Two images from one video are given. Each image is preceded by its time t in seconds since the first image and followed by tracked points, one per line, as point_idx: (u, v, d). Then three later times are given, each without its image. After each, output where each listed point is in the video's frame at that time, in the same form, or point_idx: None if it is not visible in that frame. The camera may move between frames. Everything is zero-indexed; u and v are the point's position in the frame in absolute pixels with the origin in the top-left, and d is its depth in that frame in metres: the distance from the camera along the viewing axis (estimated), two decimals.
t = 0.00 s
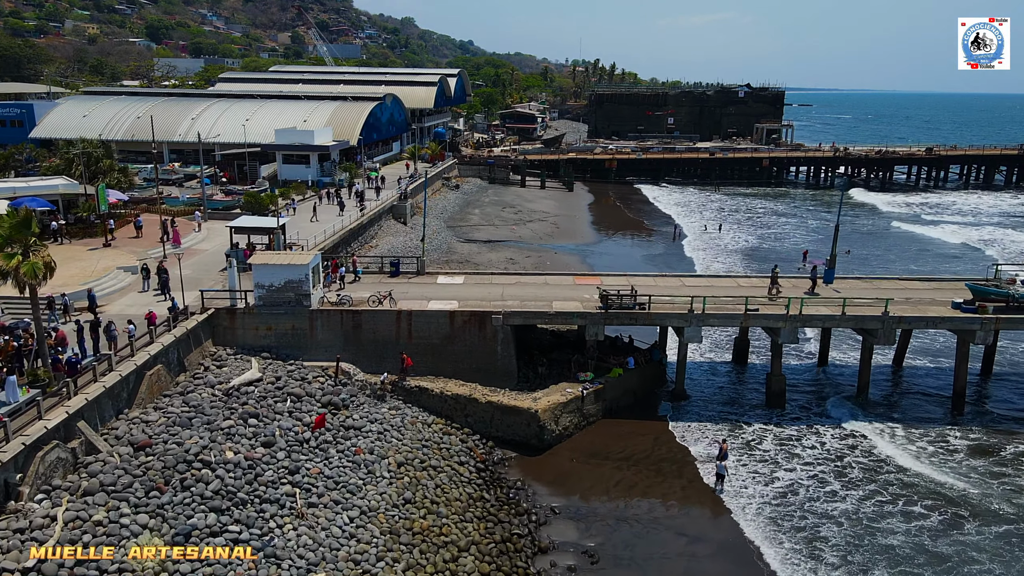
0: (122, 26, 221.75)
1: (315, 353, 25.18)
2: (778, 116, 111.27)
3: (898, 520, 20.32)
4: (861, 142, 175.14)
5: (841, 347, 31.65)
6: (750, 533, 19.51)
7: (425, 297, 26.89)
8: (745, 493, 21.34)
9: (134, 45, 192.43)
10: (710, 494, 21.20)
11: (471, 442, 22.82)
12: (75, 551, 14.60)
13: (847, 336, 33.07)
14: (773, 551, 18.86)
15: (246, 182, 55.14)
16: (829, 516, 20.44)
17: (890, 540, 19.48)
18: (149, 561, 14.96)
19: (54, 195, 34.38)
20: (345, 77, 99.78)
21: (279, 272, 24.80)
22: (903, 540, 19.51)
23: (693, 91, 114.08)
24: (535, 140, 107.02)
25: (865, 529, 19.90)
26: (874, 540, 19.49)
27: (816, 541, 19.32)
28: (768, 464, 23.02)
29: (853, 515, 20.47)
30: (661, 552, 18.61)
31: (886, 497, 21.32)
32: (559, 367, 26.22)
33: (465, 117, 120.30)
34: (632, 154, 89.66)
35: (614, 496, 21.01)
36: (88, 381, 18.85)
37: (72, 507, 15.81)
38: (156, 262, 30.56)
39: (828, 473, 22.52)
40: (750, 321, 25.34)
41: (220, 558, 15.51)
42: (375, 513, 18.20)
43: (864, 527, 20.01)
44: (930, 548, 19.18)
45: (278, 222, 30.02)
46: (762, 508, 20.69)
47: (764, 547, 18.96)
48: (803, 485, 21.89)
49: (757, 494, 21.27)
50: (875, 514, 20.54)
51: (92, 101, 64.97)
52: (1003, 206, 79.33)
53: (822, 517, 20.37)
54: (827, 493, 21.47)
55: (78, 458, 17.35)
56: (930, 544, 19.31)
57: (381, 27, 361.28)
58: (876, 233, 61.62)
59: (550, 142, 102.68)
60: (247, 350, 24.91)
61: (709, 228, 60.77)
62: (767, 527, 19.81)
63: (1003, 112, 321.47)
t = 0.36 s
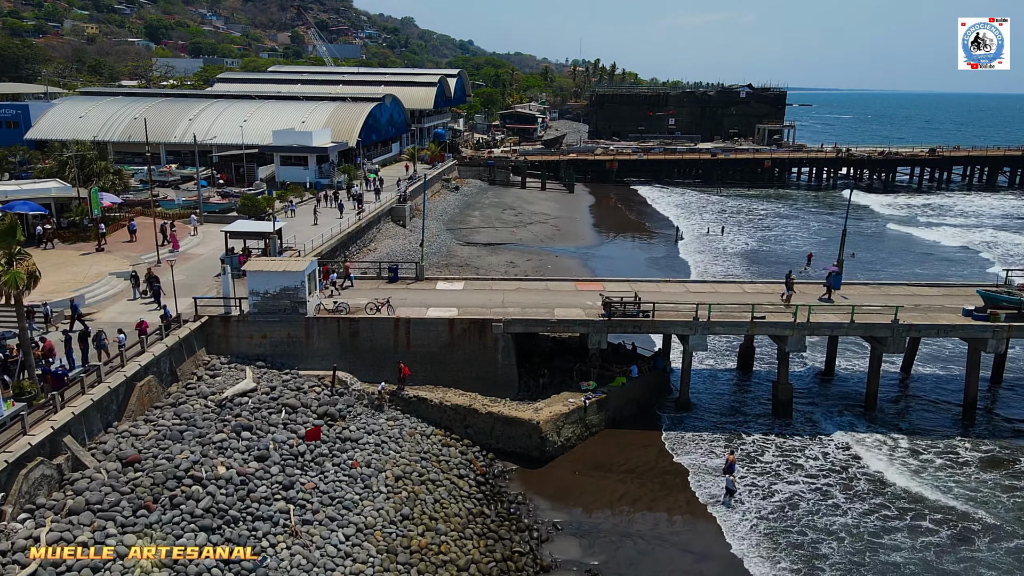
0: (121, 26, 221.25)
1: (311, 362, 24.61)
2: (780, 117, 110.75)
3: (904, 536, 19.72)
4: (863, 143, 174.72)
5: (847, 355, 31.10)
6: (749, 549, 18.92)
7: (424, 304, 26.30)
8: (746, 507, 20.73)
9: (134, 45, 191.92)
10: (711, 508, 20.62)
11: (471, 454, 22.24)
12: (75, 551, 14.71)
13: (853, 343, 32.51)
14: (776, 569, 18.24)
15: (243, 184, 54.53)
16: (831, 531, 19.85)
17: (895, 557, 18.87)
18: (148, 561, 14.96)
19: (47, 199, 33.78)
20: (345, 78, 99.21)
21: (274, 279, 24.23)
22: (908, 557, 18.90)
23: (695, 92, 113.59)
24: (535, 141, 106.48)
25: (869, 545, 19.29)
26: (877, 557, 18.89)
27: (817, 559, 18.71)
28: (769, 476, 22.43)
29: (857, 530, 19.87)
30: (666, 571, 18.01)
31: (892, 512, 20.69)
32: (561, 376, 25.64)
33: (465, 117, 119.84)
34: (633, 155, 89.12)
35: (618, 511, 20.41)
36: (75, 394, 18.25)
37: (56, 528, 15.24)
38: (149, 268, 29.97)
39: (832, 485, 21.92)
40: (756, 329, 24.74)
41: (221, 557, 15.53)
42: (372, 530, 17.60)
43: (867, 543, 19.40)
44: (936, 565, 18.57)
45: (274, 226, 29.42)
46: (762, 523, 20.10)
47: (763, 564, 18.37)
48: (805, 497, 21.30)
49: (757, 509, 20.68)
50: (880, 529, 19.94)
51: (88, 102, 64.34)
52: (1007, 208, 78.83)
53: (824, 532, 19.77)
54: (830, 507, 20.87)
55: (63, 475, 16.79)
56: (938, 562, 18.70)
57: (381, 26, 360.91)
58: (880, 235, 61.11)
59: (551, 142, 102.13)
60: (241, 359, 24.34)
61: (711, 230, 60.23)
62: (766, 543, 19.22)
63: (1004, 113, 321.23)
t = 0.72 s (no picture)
0: (121, 26, 221.18)
1: (309, 366, 24.32)
2: (781, 117, 110.45)
3: (905, 542, 19.38)
4: (864, 142, 174.59)
5: (851, 358, 30.78)
6: (742, 557, 18.63)
7: (423, 307, 25.98)
8: (743, 514, 20.42)
9: (133, 45, 191.66)
10: (707, 515, 20.30)
11: (470, 459, 21.93)
12: (75, 551, 14.74)
13: (857, 346, 32.19)
14: None
15: (241, 184, 54.23)
16: (828, 538, 19.52)
17: (892, 565, 18.55)
18: (148, 563, 14.90)
19: (42, 200, 33.49)
20: (344, 78, 98.90)
21: (271, 283, 23.93)
22: (907, 564, 18.57)
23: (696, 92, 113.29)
24: (535, 141, 106.20)
25: (866, 553, 18.97)
26: (875, 564, 18.57)
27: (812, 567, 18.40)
28: (767, 481, 22.10)
29: (855, 537, 19.54)
30: None
31: (892, 518, 20.37)
32: (561, 380, 25.35)
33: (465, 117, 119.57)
34: (634, 155, 88.81)
35: (619, 518, 20.10)
36: (68, 399, 17.93)
37: (46, 538, 14.95)
38: (145, 270, 29.66)
39: (831, 491, 21.58)
40: (759, 333, 24.42)
41: (220, 558, 15.43)
42: (370, 539, 17.28)
43: (865, 550, 19.07)
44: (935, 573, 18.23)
45: (272, 228, 29.09)
46: (756, 530, 19.80)
47: (756, 572, 18.08)
48: (803, 503, 20.98)
49: (751, 515, 20.39)
50: (879, 536, 19.61)
51: (86, 102, 64.03)
52: (1009, 209, 78.53)
53: (820, 540, 19.45)
54: (827, 513, 20.55)
55: (55, 483, 16.49)
56: (937, 569, 18.37)
57: (381, 26, 360.60)
58: (882, 236, 60.82)
59: (551, 142, 101.83)
60: (238, 363, 24.05)
61: (712, 231, 59.95)
62: (760, 551, 18.92)
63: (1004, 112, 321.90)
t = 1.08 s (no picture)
0: (121, 26, 220.86)
1: (307, 366, 24.21)
2: (781, 117, 110.33)
3: (900, 543, 19.26)
4: (864, 142, 174.52)
5: (851, 359, 30.67)
6: (733, 557, 18.55)
7: (422, 307, 25.85)
8: (737, 515, 20.31)
9: (133, 45, 191.61)
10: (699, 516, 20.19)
11: (469, 461, 21.82)
12: (74, 551, 14.71)
13: (858, 347, 32.08)
14: None
15: (241, 185, 54.13)
16: (821, 538, 19.42)
17: (886, 565, 18.45)
18: (147, 562, 14.88)
19: (40, 200, 33.40)
20: (344, 78, 98.78)
21: (270, 283, 23.83)
22: (901, 565, 18.46)
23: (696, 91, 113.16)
24: (535, 141, 106.09)
25: (860, 554, 18.84)
26: (868, 565, 18.46)
27: (804, 568, 18.30)
28: (762, 481, 21.99)
29: (848, 538, 19.43)
30: None
31: (887, 518, 20.26)
32: (561, 380, 25.25)
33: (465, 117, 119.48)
34: (634, 155, 88.67)
35: (618, 519, 19.98)
36: (65, 400, 17.84)
37: (42, 541, 14.84)
38: (143, 270, 29.54)
39: (826, 491, 21.46)
40: (760, 333, 24.31)
41: (218, 558, 15.41)
42: (368, 541, 17.15)
43: (859, 551, 18.96)
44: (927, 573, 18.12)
45: (270, 229, 28.97)
46: (746, 531, 19.66)
47: (745, 574, 17.97)
48: (797, 504, 20.85)
49: (743, 516, 20.27)
50: (874, 537, 19.50)
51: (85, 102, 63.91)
52: (1010, 208, 78.38)
53: (813, 540, 19.35)
54: (821, 514, 20.42)
55: (51, 485, 16.37)
56: (933, 570, 18.26)
57: (381, 26, 360.54)
58: (882, 236, 60.70)
59: (551, 142, 101.70)
60: (236, 364, 23.95)
61: (712, 231, 59.84)
62: (749, 552, 18.80)
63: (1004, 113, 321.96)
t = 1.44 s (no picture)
0: (121, 26, 220.58)
1: (306, 367, 24.08)
2: (782, 117, 110.12)
3: (898, 546, 19.10)
4: (865, 142, 174.33)
5: (853, 360, 30.52)
6: (726, 560, 18.41)
7: (421, 308, 25.72)
8: (732, 516, 20.18)
9: (132, 44, 191.35)
10: (691, 517, 20.06)
11: (469, 463, 21.67)
12: (73, 553, 14.64)
13: (860, 348, 31.92)
14: None
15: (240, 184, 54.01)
16: (816, 540, 19.27)
17: (882, 568, 18.30)
18: (146, 563, 14.79)
19: (38, 201, 33.23)
20: (344, 77, 98.54)
21: (269, 284, 23.69)
22: (897, 568, 18.31)
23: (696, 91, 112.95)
24: (535, 141, 105.86)
25: (856, 556, 18.71)
26: (864, 567, 18.31)
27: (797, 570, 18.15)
28: (758, 482, 21.84)
29: (844, 540, 19.29)
30: None
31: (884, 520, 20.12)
32: (561, 381, 25.13)
33: (465, 117, 119.25)
34: (634, 155, 88.47)
35: (617, 521, 19.85)
36: (61, 403, 17.71)
37: (36, 545, 14.70)
38: (141, 271, 29.40)
39: (822, 493, 21.30)
40: (761, 334, 24.16)
41: (216, 559, 15.32)
42: (366, 544, 17.00)
43: (855, 553, 18.82)
44: None
45: (269, 229, 28.83)
46: (735, 533, 19.53)
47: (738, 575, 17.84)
48: (792, 505, 20.71)
49: (735, 518, 20.13)
50: (870, 539, 19.35)
51: (84, 102, 63.72)
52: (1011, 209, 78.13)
53: (807, 542, 19.21)
54: (815, 516, 20.27)
55: (46, 488, 16.24)
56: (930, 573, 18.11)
57: (381, 25, 359.89)
58: (883, 237, 60.52)
59: (551, 142, 101.47)
60: (234, 365, 23.82)
61: (713, 231, 59.67)
62: (739, 554, 18.67)
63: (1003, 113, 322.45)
